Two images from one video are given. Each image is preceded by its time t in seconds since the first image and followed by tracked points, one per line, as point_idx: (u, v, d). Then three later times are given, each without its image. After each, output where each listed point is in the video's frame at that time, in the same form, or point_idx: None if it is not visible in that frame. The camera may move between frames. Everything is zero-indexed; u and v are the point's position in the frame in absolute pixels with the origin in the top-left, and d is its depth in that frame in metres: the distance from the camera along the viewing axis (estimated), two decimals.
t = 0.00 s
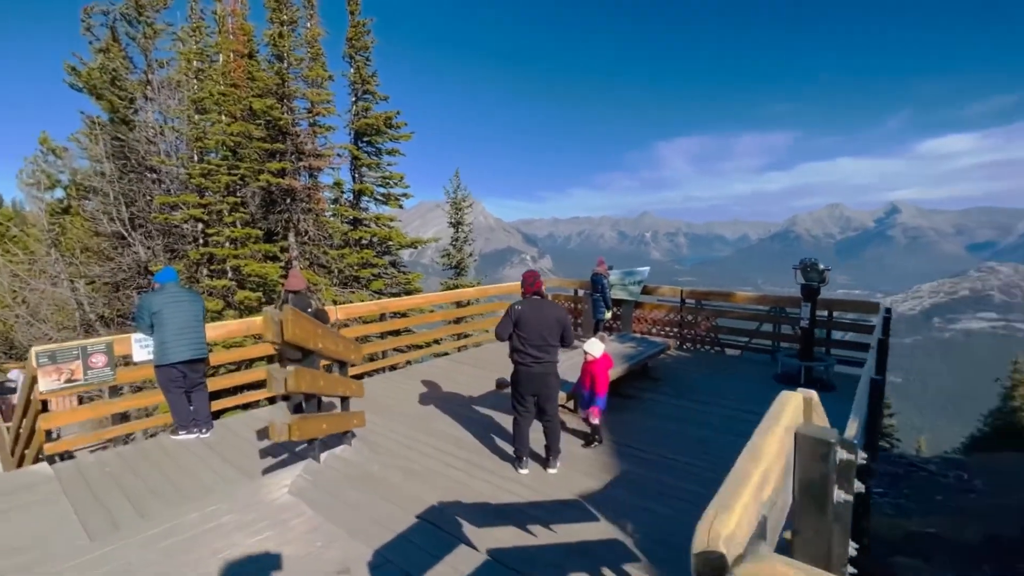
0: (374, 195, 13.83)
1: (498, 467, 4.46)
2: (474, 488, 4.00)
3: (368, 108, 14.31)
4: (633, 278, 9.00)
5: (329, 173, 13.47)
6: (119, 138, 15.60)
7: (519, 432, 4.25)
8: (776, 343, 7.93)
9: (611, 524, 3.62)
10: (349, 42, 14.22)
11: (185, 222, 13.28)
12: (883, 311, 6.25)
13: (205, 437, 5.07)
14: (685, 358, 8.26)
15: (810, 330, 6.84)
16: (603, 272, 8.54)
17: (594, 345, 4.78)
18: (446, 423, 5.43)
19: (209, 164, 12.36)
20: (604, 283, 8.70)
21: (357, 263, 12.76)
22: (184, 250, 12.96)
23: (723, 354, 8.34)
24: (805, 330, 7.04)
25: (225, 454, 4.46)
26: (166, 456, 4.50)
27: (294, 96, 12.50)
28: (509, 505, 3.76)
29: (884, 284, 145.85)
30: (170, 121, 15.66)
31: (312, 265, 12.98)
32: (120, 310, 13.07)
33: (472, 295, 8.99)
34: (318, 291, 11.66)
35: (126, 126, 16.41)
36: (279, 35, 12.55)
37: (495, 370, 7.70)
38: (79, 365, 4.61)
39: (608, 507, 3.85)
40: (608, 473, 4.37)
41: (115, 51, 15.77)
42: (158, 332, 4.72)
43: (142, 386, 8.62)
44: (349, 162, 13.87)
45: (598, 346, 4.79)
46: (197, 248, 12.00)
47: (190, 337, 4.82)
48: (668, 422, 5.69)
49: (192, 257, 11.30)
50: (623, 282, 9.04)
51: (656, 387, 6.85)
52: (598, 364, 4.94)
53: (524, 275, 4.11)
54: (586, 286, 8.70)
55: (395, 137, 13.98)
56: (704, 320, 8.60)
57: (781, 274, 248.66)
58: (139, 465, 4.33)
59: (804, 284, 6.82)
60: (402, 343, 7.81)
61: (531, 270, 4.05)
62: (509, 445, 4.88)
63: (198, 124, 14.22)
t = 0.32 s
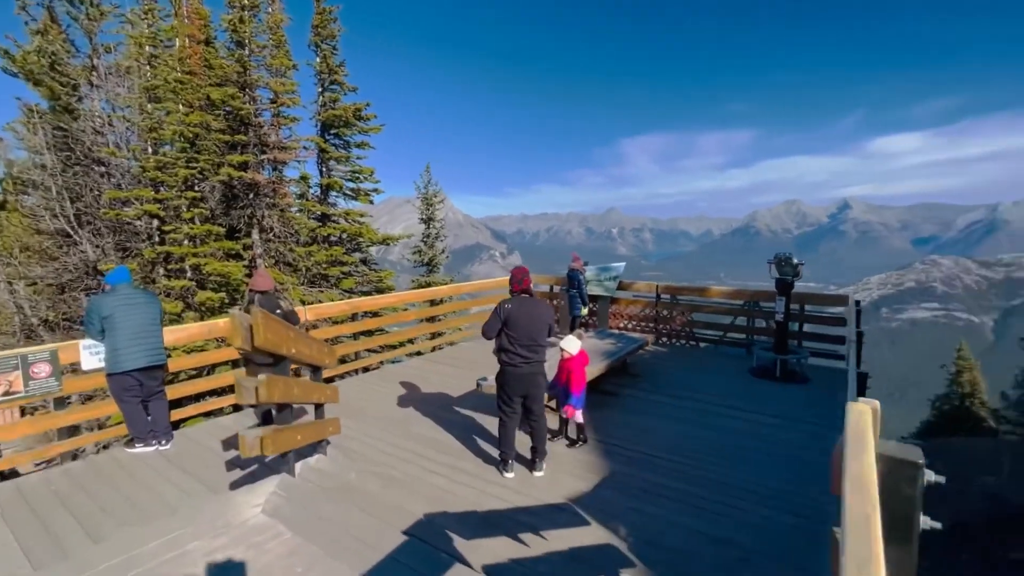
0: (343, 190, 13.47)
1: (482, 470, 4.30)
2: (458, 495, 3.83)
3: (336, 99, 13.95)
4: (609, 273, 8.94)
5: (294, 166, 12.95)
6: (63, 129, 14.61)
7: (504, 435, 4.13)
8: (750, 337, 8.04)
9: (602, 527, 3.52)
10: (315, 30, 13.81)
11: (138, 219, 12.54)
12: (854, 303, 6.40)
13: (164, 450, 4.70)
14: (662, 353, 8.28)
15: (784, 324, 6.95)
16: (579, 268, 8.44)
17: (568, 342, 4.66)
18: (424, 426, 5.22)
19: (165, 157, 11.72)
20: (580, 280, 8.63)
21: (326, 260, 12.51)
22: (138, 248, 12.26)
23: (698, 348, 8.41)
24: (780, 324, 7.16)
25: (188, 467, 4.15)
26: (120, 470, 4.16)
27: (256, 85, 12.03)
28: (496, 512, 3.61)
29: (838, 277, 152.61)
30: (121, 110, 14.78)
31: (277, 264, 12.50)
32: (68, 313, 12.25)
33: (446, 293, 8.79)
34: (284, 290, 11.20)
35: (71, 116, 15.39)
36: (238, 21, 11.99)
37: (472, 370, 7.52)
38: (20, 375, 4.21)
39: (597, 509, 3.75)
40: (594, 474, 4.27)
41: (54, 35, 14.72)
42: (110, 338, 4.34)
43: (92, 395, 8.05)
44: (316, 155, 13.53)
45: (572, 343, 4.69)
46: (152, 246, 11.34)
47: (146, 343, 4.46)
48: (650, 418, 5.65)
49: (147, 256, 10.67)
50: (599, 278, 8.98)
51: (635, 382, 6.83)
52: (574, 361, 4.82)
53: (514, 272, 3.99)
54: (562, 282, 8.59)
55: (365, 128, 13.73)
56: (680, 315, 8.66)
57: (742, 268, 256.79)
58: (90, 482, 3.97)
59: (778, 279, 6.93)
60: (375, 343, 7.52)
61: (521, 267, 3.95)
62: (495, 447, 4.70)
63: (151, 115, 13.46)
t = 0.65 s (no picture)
0: (300, 188, 13.47)
1: (461, 483, 4.11)
2: (438, 513, 3.63)
3: (291, 92, 13.51)
4: (576, 273, 8.88)
5: (245, 162, 12.24)
6: None
7: (483, 445, 3.93)
8: (714, 334, 8.21)
9: (590, 538, 3.41)
10: (266, 19, 13.14)
11: (68, 218, 11.52)
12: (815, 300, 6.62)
13: (104, 476, 4.23)
14: (630, 352, 8.33)
15: (749, 322, 7.12)
16: (547, 269, 8.36)
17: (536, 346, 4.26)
18: (395, 438, 4.97)
19: (99, 152, 10.80)
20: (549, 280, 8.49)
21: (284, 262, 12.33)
22: (69, 251, 11.24)
23: (665, 347, 8.52)
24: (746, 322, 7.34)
25: (134, 497, 3.74)
26: (53, 503, 3.70)
27: (203, 77, 11.42)
28: (480, 529, 3.44)
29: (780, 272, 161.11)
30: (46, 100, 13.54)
31: (227, 267, 11.76)
32: None
33: (411, 295, 8.52)
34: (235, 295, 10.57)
35: None
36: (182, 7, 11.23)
37: (441, 374, 7.29)
38: None
39: (583, 520, 3.64)
40: (576, 481, 4.17)
41: None
42: (38, 354, 3.86)
43: (15, 415, 7.25)
44: (270, 151, 13.09)
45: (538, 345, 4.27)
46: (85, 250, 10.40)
47: (81, 357, 4.00)
48: (626, 419, 5.61)
49: (80, 260, 9.78)
50: (566, 278, 8.92)
51: (607, 383, 6.81)
52: (543, 363, 4.38)
53: (493, 275, 3.82)
54: (531, 283, 8.48)
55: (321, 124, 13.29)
56: (646, 314, 8.75)
57: (692, 265, 266.32)
58: (17, 519, 3.49)
59: (743, 278, 7.09)
60: (338, 350, 7.15)
61: (500, 269, 3.78)
62: (472, 458, 4.52)
63: (82, 105, 12.39)
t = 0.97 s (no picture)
0: (253, 185, 12.95)
1: (437, 494, 3.91)
2: (416, 529, 3.43)
3: (242, 84, 12.86)
4: (543, 273, 8.78)
5: (192, 158, 11.49)
6: None
7: (460, 454, 3.74)
8: (679, 333, 8.34)
9: (576, 546, 3.32)
10: (213, 6, 12.44)
11: None
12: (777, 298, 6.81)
13: (31, 504, 3.74)
14: (598, 352, 8.34)
15: (714, 320, 7.27)
16: (514, 270, 8.24)
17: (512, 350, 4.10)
18: (363, 448, 4.70)
19: (24, 144, 9.86)
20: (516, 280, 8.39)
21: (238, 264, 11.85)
22: None
23: (632, 346, 8.59)
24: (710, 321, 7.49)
25: (71, 528, 3.33)
26: None
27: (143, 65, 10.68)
28: (460, 544, 3.27)
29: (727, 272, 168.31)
30: None
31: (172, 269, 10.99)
32: None
33: (375, 298, 8.21)
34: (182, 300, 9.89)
35: None
36: None
37: (408, 380, 7.04)
38: None
39: (567, 528, 3.54)
40: (556, 487, 4.07)
41: None
42: None
43: None
44: (220, 145, 12.39)
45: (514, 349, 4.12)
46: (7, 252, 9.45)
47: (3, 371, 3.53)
48: (600, 420, 5.57)
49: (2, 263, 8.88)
50: (533, 279, 8.81)
51: (578, 384, 6.77)
52: (518, 366, 4.20)
53: (469, 275, 3.66)
54: (498, 284, 8.33)
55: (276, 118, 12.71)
56: (613, 314, 8.80)
57: (646, 265, 274.23)
58: None
59: (707, 277, 7.23)
60: (297, 357, 6.77)
61: (477, 270, 3.62)
62: (447, 467, 4.33)
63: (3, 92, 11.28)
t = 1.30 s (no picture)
0: (206, 182, 12.39)
1: (412, 506, 3.71)
2: (392, 546, 3.23)
3: (193, 74, 12.18)
4: (514, 274, 8.61)
5: (137, 152, 10.76)
6: None
7: (437, 465, 3.55)
8: (650, 332, 8.39)
9: (561, 557, 3.20)
10: None
11: None
12: (745, 296, 6.91)
13: None
14: (570, 352, 8.30)
15: (684, 319, 7.33)
16: (484, 270, 8.04)
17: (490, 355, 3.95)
18: (330, 460, 4.43)
19: None
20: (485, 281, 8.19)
21: (191, 266, 11.24)
22: None
23: (603, 346, 8.58)
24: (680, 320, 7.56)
25: None
26: None
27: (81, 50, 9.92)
28: (440, 560, 3.10)
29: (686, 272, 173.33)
30: None
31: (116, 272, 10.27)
32: None
33: (339, 301, 7.90)
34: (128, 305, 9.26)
35: None
36: None
37: (376, 385, 6.77)
38: None
39: (550, 537, 3.41)
40: (536, 494, 3.94)
41: None
42: None
43: None
44: (169, 139, 11.70)
45: (492, 353, 3.97)
46: None
47: None
48: (576, 422, 5.49)
49: None
50: (504, 279, 8.63)
51: (553, 385, 6.68)
52: (497, 370, 4.05)
53: (444, 275, 3.47)
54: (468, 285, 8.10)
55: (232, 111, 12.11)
56: (584, 314, 8.78)
57: (608, 266, 279.04)
58: None
59: (678, 276, 7.28)
60: (257, 364, 6.40)
61: (452, 271, 3.44)
62: (422, 477, 4.13)
63: None
